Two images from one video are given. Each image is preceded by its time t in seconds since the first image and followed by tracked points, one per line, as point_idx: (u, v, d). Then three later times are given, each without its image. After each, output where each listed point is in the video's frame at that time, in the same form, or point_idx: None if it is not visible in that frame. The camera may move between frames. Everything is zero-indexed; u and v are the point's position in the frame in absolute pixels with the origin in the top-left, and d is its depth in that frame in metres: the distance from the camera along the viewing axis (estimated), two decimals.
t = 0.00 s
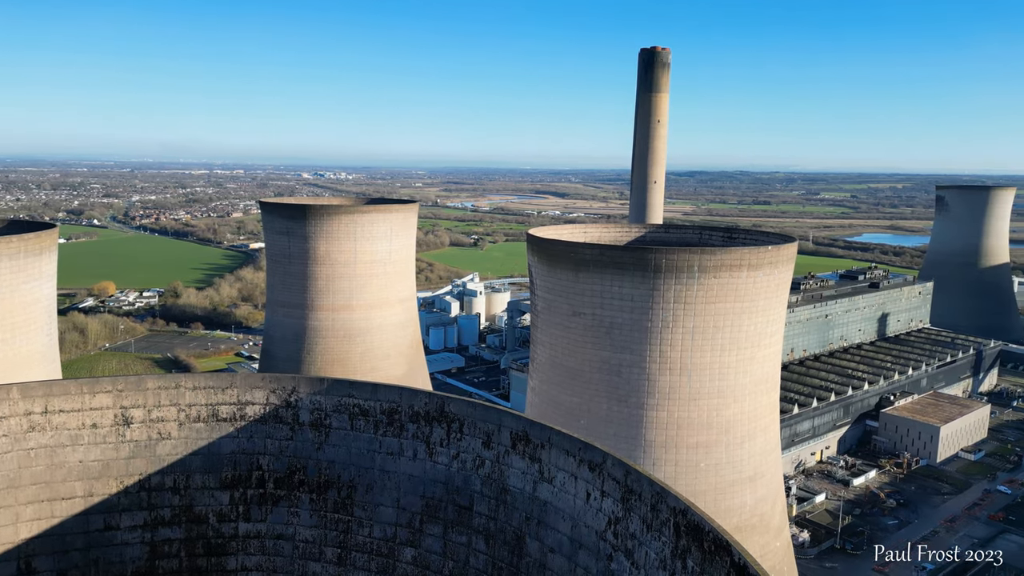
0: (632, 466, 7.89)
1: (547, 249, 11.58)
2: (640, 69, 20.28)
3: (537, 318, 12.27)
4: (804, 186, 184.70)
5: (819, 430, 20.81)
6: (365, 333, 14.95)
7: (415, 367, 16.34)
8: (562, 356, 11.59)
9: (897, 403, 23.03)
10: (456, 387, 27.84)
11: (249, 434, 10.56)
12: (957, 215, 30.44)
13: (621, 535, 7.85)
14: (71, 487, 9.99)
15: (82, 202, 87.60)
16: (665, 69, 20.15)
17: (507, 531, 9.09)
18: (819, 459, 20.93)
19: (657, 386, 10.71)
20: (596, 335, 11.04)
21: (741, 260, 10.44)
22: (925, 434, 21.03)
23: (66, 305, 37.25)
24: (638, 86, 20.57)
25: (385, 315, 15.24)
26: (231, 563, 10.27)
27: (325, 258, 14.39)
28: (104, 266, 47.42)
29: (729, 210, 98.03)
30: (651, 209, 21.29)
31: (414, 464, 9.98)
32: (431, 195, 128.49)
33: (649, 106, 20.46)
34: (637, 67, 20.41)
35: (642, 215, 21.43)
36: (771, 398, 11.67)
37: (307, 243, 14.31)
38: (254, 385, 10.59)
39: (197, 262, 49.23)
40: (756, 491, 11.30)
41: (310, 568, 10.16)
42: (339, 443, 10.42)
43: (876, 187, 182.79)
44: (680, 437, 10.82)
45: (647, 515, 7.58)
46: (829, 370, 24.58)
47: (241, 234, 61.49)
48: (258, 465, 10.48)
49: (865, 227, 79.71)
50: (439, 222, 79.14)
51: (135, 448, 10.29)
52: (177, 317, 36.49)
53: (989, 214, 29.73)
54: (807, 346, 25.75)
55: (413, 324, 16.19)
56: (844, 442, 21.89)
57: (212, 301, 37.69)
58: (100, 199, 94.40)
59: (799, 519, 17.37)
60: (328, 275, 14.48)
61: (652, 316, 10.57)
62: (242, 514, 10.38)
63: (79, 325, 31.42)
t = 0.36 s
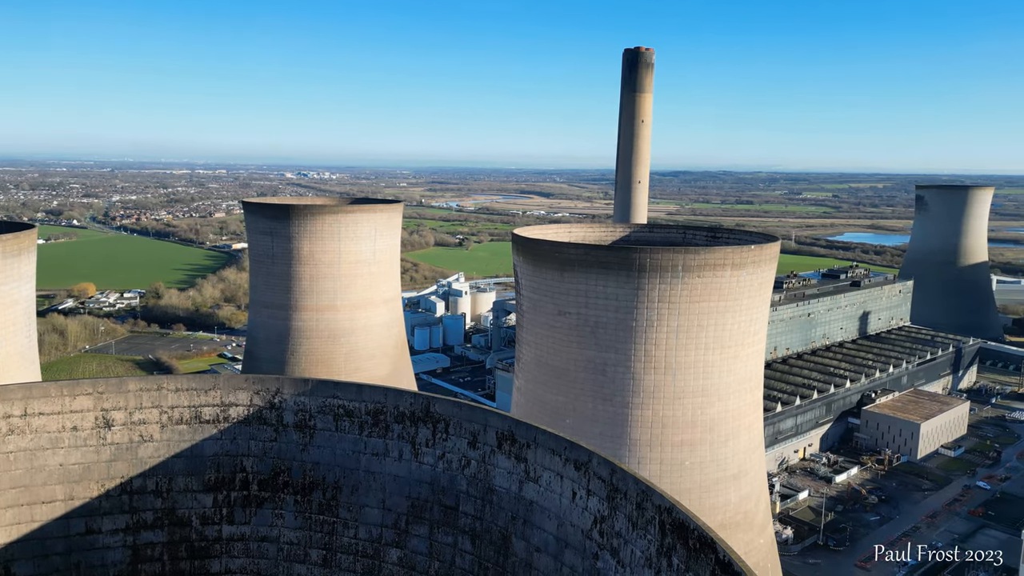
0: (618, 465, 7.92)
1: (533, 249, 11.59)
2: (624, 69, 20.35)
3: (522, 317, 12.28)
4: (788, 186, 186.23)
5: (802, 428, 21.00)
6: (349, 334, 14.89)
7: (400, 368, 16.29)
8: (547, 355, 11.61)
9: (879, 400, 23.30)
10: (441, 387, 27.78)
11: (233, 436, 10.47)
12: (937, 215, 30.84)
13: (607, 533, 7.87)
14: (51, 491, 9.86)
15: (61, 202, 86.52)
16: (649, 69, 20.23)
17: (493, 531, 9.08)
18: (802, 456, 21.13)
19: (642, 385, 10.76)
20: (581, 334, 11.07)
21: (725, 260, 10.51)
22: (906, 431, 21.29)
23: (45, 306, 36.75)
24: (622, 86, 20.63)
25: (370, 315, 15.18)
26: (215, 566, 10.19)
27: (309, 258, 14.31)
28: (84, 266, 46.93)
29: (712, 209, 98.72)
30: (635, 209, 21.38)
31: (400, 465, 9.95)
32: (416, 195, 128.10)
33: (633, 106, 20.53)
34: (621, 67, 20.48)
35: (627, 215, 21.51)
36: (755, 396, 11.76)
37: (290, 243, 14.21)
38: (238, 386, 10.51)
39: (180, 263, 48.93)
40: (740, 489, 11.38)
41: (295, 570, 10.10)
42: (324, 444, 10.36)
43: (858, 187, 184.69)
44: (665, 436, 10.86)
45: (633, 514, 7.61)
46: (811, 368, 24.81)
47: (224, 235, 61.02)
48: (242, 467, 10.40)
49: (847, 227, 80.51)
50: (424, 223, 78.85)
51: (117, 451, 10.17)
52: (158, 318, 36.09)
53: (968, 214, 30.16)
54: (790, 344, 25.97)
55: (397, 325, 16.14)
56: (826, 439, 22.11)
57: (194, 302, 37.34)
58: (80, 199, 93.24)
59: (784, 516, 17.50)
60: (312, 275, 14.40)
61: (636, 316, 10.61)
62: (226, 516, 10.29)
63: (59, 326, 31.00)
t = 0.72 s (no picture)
0: (603, 464, 7.94)
1: (518, 249, 11.59)
2: (609, 69, 20.40)
3: (508, 317, 12.28)
4: (771, 185, 187.52)
5: (786, 425, 21.18)
6: (334, 334, 14.81)
7: (385, 369, 16.22)
8: (533, 355, 11.62)
9: (861, 398, 23.54)
10: (427, 387, 27.73)
11: (216, 438, 10.39)
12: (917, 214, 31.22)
13: (592, 532, 7.89)
14: (31, 494, 9.72)
15: (40, 202, 85.38)
16: (634, 69, 20.30)
17: (479, 531, 9.08)
18: (785, 454, 21.31)
19: (627, 384, 10.80)
20: (567, 334, 11.09)
21: (709, 259, 10.57)
22: (887, 428, 21.55)
23: (24, 308, 36.27)
24: (607, 86, 20.68)
25: (355, 315, 15.12)
26: (199, 569, 10.10)
27: (293, 258, 14.22)
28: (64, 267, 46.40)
29: (696, 209, 99.15)
30: (620, 208, 21.44)
31: (385, 466, 9.91)
32: (401, 195, 127.65)
33: (617, 105, 20.59)
34: (606, 67, 20.53)
35: (612, 215, 21.57)
36: (739, 395, 11.84)
37: (274, 243, 14.11)
38: (221, 387, 10.42)
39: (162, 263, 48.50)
40: (724, 486, 11.46)
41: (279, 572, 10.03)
42: (309, 446, 10.30)
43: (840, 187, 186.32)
44: (650, 434, 10.91)
45: (619, 512, 7.62)
46: (794, 367, 25.02)
47: (206, 235, 60.52)
48: (226, 469, 10.32)
49: (829, 226, 81.17)
50: (409, 222, 78.55)
51: (98, 453, 10.05)
52: (140, 319, 35.72)
53: (948, 213, 30.56)
54: (774, 343, 26.18)
55: (382, 325, 16.08)
56: (810, 437, 22.31)
57: (176, 303, 36.99)
58: (60, 199, 92.05)
59: (769, 514, 17.63)
60: (296, 276, 14.31)
61: (622, 315, 10.64)
62: (209, 519, 10.20)
63: (38, 328, 30.62)
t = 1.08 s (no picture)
0: (589, 463, 7.96)
1: (504, 249, 11.58)
2: (594, 69, 20.46)
3: (494, 317, 12.27)
4: (755, 185, 188.76)
5: (770, 423, 21.36)
6: (318, 335, 14.73)
7: (370, 369, 16.15)
8: (518, 355, 11.63)
9: (843, 395, 23.80)
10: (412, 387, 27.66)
11: (199, 440, 10.30)
12: (898, 214, 31.60)
13: (578, 531, 7.90)
14: (10, 498, 9.57)
15: (19, 202, 84.30)
16: (618, 70, 20.37)
17: (465, 531, 9.06)
18: (770, 452, 21.48)
19: (613, 383, 10.83)
20: (553, 334, 11.10)
21: (693, 259, 10.64)
22: (869, 425, 21.78)
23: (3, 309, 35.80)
24: (592, 86, 20.74)
25: (339, 316, 15.05)
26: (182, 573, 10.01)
27: (277, 258, 14.13)
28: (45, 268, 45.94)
29: (680, 208, 99.39)
30: (605, 207, 21.49)
31: (371, 466, 9.88)
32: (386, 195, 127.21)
33: (602, 105, 20.65)
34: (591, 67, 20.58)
35: (597, 214, 21.62)
36: (723, 393, 11.92)
37: (257, 243, 14.01)
38: (204, 389, 10.33)
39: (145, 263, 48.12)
40: (709, 485, 11.52)
41: None
42: (293, 447, 10.23)
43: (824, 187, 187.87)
44: (635, 433, 10.95)
45: (604, 511, 7.64)
46: (778, 365, 25.22)
47: (189, 235, 60.04)
48: (209, 471, 10.22)
49: (812, 225, 81.84)
50: (394, 222, 78.27)
51: (79, 456, 9.93)
52: (121, 320, 35.34)
53: (928, 213, 30.96)
54: (758, 341, 26.37)
55: (367, 326, 16.01)
56: (793, 434, 22.51)
57: (158, 304, 36.64)
58: (39, 199, 90.90)
59: (754, 512, 17.74)
60: (280, 276, 14.22)
61: (607, 315, 10.67)
62: (193, 521, 10.10)
63: (17, 330, 30.26)
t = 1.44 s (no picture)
0: (576, 462, 7.97)
1: (491, 248, 11.57)
2: (580, 69, 20.49)
3: (481, 317, 12.26)
4: (740, 185, 189.76)
5: (755, 422, 21.51)
6: (304, 336, 14.66)
7: (356, 370, 16.08)
8: (505, 354, 11.63)
9: (827, 393, 24.02)
10: (399, 388, 27.60)
11: (183, 442, 10.22)
12: (881, 213, 31.93)
13: (566, 530, 7.91)
14: None
15: None
16: (604, 70, 20.43)
17: (453, 531, 9.05)
18: (755, 449, 21.64)
19: (600, 382, 10.86)
20: (540, 333, 11.11)
21: (679, 258, 10.69)
22: (853, 423, 22.02)
23: None
24: (578, 86, 20.77)
25: (325, 316, 14.98)
26: None
27: (262, 259, 14.03)
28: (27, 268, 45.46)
29: (665, 208, 99.46)
30: (592, 207, 21.55)
31: (357, 467, 9.84)
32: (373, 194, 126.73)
33: (588, 105, 20.70)
34: (577, 67, 20.61)
35: (583, 214, 21.68)
36: (709, 392, 11.99)
37: (242, 244, 13.92)
38: (188, 391, 10.24)
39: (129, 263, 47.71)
40: (695, 483, 11.59)
41: None
42: (279, 449, 10.17)
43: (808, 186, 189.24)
44: (622, 432, 10.99)
45: (592, 510, 7.66)
46: (763, 363, 25.40)
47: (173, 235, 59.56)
48: (194, 473, 10.14)
49: (796, 225, 82.37)
50: (380, 222, 77.92)
51: (61, 459, 9.82)
52: (104, 321, 34.96)
53: (911, 213, 31.32)
54: (743, 340, 26.55)
55: (353, 326, 15.95)
56: (778, 432, 22.69)
57: (142, 305, 36.30)
58: (19, 199, 89.77)
59: (739, 509, 17.87)
60: (265, 276, 14.12)
61: (594, 314, 10.70)
62: (177, 524, 10.02)
63: None
